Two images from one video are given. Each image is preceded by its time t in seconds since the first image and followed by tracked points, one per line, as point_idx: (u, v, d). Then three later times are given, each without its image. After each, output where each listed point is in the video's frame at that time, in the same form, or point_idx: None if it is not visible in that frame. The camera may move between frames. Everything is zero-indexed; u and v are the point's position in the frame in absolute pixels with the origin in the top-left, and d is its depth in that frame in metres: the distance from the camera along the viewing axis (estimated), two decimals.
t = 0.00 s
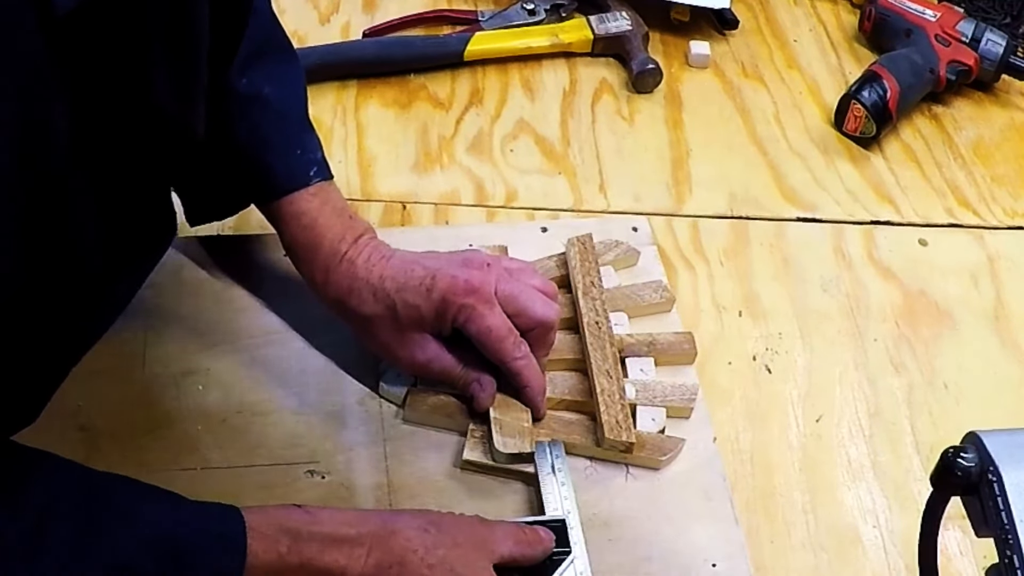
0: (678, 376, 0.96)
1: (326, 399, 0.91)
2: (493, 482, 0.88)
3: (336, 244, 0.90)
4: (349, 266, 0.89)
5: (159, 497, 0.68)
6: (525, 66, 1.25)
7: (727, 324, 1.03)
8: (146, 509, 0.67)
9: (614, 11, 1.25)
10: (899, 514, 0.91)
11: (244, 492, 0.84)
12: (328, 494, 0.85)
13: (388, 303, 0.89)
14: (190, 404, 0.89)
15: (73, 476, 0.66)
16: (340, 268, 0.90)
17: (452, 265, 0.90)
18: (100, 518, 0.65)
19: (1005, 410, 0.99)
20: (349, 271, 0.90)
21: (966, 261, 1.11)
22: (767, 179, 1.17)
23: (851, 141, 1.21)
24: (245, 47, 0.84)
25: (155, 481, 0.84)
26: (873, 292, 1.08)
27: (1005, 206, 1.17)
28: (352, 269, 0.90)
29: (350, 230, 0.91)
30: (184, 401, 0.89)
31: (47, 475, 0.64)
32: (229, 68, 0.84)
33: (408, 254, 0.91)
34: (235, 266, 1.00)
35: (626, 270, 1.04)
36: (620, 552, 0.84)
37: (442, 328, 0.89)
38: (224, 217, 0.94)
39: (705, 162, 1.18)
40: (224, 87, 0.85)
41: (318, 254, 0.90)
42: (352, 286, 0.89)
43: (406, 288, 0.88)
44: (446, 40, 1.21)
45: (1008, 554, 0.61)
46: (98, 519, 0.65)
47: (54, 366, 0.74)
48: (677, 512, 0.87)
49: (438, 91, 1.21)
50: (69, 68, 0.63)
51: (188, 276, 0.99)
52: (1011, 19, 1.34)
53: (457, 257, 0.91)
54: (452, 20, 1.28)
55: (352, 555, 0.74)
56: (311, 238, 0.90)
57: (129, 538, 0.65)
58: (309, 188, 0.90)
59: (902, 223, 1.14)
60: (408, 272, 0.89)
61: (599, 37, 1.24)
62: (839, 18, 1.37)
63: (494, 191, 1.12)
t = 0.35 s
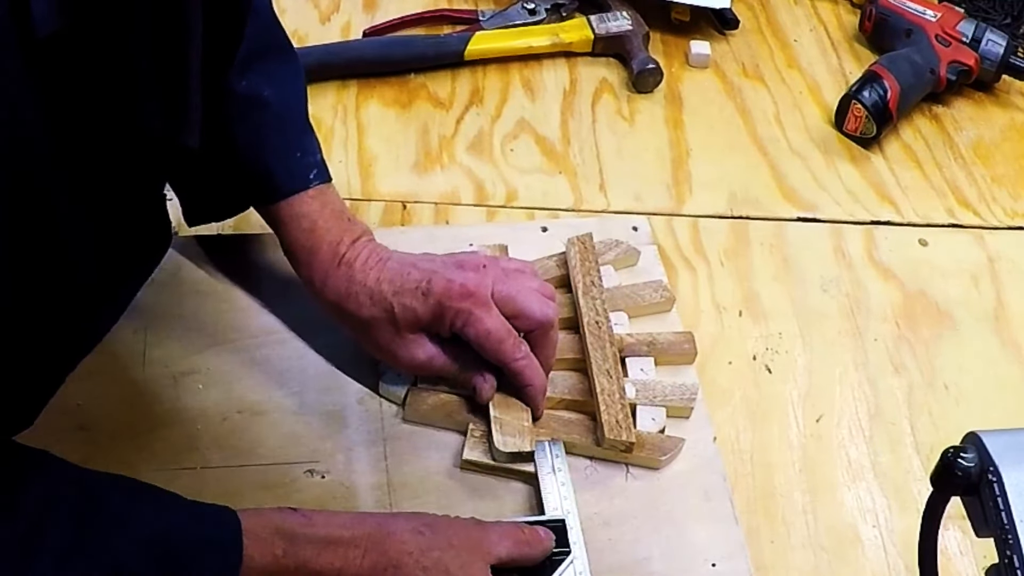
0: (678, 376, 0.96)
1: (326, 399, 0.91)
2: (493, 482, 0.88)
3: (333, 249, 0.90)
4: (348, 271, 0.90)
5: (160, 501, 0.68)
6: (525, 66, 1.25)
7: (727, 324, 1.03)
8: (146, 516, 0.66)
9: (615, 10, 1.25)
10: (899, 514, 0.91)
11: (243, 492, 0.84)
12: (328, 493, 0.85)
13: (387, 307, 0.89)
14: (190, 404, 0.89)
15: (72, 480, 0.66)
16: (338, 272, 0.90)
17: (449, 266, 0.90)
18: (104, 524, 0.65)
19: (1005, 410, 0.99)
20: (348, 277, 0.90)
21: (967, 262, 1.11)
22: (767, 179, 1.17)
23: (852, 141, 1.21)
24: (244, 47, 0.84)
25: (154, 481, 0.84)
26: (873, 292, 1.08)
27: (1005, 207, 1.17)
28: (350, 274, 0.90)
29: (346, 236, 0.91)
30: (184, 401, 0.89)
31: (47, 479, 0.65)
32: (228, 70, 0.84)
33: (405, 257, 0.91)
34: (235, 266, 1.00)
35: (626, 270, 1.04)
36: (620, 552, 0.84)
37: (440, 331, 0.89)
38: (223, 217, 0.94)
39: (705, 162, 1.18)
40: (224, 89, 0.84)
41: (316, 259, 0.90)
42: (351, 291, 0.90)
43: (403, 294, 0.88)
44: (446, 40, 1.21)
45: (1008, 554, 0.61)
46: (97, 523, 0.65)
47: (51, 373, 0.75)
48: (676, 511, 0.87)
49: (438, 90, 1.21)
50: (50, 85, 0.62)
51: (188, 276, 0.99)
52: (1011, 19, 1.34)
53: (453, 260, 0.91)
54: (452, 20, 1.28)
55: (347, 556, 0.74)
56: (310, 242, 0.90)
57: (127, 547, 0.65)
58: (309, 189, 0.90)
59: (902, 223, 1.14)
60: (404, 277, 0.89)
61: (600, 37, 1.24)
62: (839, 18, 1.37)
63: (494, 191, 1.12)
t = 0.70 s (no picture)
0: (678, 376, 0.96)
1: (326, 399, 0.91)
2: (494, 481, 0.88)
3: (334, 245, 0.90)
4: (348, 269, 0.89)
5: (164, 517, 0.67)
6: (525, 66, 1.25)
7: (727, 323, 1.03)
8: (144, 527, 0.66)
9: (614, 10, 1.25)
10: (899, 514, 0.91)
11: (243, 491, 0.84)
12: (328, 493, 0.85)
13: (387, 301, 0.89)
14: (189, 404, 0.89)
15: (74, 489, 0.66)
16: (340, 271, 0.90)
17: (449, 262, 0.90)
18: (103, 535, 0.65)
19: (1005, 409, 0.99)
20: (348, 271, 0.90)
21: (967, 261, 1.11)
22: (767, 178, 1.17)
23: (851, 141, 1.21)
24: (243, 46, 0.84)
25: (155, 481, 0.84)
26: (873, 291, 1.08)
27: (1005, 206, 1.17)
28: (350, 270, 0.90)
29: (349, 232, 0.91)
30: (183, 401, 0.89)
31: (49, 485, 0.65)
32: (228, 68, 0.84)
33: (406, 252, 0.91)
34: (235, 266, 1.00)
35: (626, 269, 1.04)
36: (619, 552, 0.84)
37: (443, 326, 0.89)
38: (224, 216, 0.94)
39: (705, 162, 1.18)
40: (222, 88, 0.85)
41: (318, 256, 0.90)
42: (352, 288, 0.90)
43: (406, 287, 0.88)
44: (446, 40, 1.21)
45: (1007, 554, 0.61)
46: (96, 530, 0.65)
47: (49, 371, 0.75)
48: (676, 511, 0.87)
49: (438, 90, 1.21)
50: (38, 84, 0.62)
51: (188, 276, 0.98)
52: (1011, 18, 1.34)
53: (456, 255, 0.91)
54: (452, 20, 1.28)
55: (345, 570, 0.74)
56: (311, 242, 0.90)
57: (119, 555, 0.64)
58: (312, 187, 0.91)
59: (902, 222, 1.14)
60: (406, 271, 0.89)
61: (600, 36, 1.24)
62: (839, 18, 1.37)
63: (493, 191, 1.12)
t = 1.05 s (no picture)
0: (678, 376, 0.96)
1: (327, 399, 0.91)
2: (494, 482, 0.87)
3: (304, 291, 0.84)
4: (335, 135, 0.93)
5: (167, 347, 0.70)
6: (526, 66, 1.25)
7: (727, 324, 1.03)
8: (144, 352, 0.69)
9: (615, 11, 1.25)
10: (899, 515, 0.91)
11: (242, 492, 0.84)
12: (327, 494, 0.85)
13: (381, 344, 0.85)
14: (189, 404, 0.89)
15: (74, 329, 0.67)
16: (340, 173, 0.93)
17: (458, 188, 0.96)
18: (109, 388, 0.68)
19: (1005, 410, 0.99)
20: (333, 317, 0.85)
21: (967, 262, 1.11)
22: (767, 179, 1.17)
23: (852, 141, 1.21)
24: None
25: (153, 481, 0.84)
26: (873, 292, 1.08)
27: (1005, 207, 1.17)
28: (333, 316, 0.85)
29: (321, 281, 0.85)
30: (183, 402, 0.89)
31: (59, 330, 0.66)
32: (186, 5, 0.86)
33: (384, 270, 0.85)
34: (233, 262, 0.99)
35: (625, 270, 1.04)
36: (620, 553, 0.84)
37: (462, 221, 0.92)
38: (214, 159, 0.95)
39: (706, 162, 1.18)
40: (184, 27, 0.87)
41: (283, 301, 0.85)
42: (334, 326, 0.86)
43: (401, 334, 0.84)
44: (446, 40, 1.21)
45: (1007, 555, 0.61)
46: (95, 390, 0.67)
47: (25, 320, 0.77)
48: (676, 512, 0.87)
49: (438, 90, 1.21)
50: None
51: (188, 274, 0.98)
52: (1011, 20, 1.34)
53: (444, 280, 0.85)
54: (453, 20, 1.28)
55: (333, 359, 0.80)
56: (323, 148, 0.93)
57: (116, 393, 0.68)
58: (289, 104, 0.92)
59: (902, 223, 1.14)
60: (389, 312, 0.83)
61: (600, 37, 1.24)
62: (839, 19, 1.37)
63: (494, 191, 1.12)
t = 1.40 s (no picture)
0: (678, 376, 0.96)
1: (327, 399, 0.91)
2: (494, 482, 0.87)
3: (273, 341, 0.82)
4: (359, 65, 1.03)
5: (210, 403, 0.77)
6: (526, 66, 1.25)
7: (727, 324, 1.03)
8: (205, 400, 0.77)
9: (615, 11, 1.26)
10: (899, 515, 0.91)
11: (242, 492, 0.84)
12: (327, 493, 0.85)
13: (362, 351, 0.85)
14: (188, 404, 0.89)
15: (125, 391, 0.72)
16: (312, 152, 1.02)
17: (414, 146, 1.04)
18: (157, 436, 0.75)
19: (1004, 410, 0.99)
20: (309, 357, 0.83)
21: (967, 262, 1.11)
22: (767, 179, 1.17)
23: (852, 141, 1.21)
24: None
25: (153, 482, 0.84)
26: (873, 292, 1.08)
27: (1005, 207, 1.17)
28: (308, 355, 0.83)
29: (284, 323, 0.83)
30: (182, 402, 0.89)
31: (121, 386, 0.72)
32: None
33: (337, 288, 0.87)
34: (233, 263, 0.99)
35: (625, 269, 1.04)
36: (620, 552, 0.84)
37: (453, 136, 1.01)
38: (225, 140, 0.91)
39: (706, 162, 1.18)
40: None
41: (259, 372, 0.81)
42: (311, 372, 0.84)
43: (379, 326, 0.85)
44: (446, 40, 1.21)
45: (1007, 554, 0.61)
46: (148, 440, 0.74)
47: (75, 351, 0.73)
48: (676, 513, 0.87)
49: (438, 90, 1.21)
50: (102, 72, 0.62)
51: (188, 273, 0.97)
52: (1011, 20, 1.34)
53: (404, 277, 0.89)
54: (453, 20, 1.28)
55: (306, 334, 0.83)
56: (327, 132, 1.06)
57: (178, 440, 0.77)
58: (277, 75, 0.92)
59: (902, 223, 1.14)
60: (359, 312, 0.85)
61: (600, 37, 1.25)
62: (839, 19, 1.37)
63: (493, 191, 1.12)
